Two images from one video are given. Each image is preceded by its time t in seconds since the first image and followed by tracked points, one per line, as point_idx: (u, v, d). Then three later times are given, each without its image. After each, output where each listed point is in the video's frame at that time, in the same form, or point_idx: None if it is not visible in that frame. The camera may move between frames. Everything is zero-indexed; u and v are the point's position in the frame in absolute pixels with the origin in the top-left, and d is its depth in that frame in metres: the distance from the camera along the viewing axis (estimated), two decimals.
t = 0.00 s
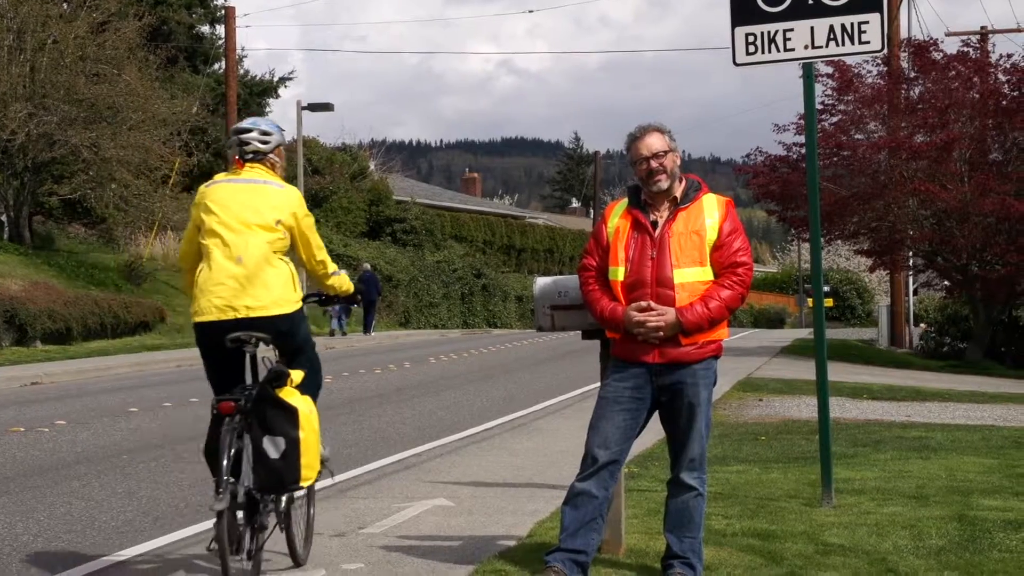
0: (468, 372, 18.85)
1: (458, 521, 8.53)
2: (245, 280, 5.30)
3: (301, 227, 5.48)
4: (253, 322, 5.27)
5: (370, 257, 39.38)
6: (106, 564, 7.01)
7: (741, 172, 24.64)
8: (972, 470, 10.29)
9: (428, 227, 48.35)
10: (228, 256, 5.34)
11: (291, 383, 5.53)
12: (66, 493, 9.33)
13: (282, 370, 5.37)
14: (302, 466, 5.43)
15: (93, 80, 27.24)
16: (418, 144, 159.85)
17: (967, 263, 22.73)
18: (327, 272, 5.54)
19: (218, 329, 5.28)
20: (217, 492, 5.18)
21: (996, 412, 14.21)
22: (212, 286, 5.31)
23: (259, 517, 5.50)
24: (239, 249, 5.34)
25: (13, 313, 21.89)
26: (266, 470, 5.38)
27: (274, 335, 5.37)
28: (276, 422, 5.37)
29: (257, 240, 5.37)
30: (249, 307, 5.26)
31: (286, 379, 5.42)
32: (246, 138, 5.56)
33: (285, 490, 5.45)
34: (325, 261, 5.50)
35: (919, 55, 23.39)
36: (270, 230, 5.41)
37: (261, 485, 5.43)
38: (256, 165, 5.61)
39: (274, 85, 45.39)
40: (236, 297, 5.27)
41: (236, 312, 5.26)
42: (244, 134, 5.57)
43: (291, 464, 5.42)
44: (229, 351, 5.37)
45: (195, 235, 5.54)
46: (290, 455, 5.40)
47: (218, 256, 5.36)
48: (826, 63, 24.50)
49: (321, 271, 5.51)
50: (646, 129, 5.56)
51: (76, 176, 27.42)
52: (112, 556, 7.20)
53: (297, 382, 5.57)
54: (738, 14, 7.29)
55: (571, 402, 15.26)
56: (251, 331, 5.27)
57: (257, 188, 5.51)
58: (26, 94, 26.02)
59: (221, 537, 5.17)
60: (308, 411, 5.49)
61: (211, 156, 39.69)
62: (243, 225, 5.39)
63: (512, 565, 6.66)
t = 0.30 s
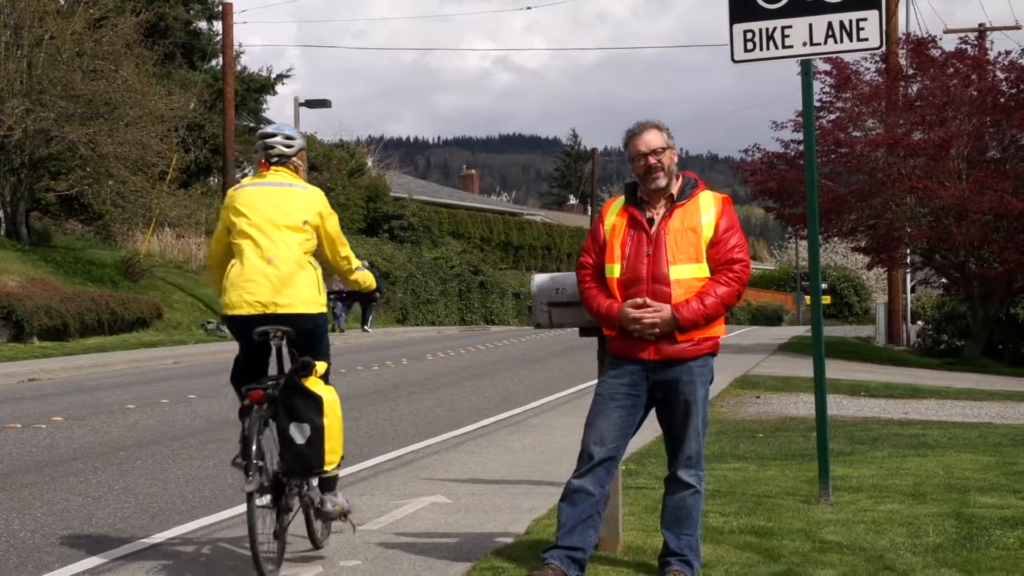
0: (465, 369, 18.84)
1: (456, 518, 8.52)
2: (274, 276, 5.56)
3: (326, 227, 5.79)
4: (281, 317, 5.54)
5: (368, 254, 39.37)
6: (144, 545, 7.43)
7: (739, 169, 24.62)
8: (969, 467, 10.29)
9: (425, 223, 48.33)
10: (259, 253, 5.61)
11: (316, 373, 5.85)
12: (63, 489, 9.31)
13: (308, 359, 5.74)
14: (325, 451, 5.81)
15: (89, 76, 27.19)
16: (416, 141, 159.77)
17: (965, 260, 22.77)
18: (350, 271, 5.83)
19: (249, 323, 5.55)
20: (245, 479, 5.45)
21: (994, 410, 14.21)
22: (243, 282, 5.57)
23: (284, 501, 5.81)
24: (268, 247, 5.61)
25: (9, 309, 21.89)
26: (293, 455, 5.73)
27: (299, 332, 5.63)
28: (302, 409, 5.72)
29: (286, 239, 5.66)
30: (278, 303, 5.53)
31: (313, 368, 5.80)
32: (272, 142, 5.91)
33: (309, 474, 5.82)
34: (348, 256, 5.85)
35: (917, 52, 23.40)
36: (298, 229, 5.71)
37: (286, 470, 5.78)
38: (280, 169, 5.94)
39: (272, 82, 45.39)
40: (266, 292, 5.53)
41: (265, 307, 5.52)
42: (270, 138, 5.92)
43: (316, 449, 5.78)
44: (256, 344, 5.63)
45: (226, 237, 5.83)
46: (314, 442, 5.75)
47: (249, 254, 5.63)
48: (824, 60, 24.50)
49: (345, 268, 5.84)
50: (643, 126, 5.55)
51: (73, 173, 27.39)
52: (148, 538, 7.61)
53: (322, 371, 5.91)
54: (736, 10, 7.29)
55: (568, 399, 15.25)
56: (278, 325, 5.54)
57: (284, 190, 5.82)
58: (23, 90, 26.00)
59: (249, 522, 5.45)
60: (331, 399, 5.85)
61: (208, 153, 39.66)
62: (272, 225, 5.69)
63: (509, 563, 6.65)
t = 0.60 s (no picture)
0: (463, 368, 18.84)
1: (454, 517, 8.53)
2: (299, 276, 6.10)
3: (348, 229, 6.28)
4: (305, 314, 6.08)
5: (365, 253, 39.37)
6: (176, 532, 7.83)
7: (737, 168, 24.62)
8: (967, 466, 10.30)
9: (423, 223, 48.34)
10: (285, 256, 6.15)
11: (336, 368, 6.41)
12: (62, 488, 9.30)
13: (328, 355, 6.30)
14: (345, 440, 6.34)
15: (87, 75, 27.17)
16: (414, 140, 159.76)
17: (962, 259, 22.79)
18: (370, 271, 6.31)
19: (276, 319, 6.08)
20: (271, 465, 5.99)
21: (991, 409, 14.23)
22: (271, 282, 6.11)
23: (308, 487, 6.36)
24: (293, 249, 6.15)
25: (7, 309, 21.89)
26: (315, 444, 6.25)
27: (322, 327, 6.17)
28: (323, 402, 6.25)
29: (310, 242, 6.18)
30: (303, 301, 6.07)
31: (332, 363, 6.34)
32: (298, 149, 6.44)
33: (331, 462, 6.35)
34: (369, 260, 6.28)
35: (915, 52, 23.41)
36: (321, 232, 6.22)
37: (309, 458, 6.28)
38: (307, 174, 6.46)
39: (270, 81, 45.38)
40: (291, 291, 6.08)
41: (290, 305, 6.06)
42: (296, 146, 6.46)
43: (336, 439, 6.31)
44: (283, 340, 6.18)
45: (255, 239, 6.36)
46: (335, 432, 6.28)
47: (276, 256, 6.16)
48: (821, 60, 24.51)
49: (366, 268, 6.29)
50: (638, 125, 5.55)
51: (72, 172, 27.41)
52: (183, 523, 8.06)
53: (342, 367, 6.44)
54: (733, 11, 7.29)
55: (566, 398, 15.26)
56: (303, 322, 6.09)
57: (310, 195, 6.32)
58: (21, 89, 26.00)
59: (274, 505, 5.97)
60: (351, 393, 6.38)
61: (206, 152, 39.65)
62: (298, 228, 6.21)
63: (507, 562, 6.66)
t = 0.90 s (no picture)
0: (461, 369, 18.85)
1: (450, 517, 8.52)
2: (325, 277, 6.41)
3: (373, 232, 6.57)
4: (331, 313, 6.41)
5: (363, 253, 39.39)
6: (206, 520, 8.23)
7: (734, 168, 24.64)
8: (965, 466, 10.30)
9: (420, 223, 48.35)
10: (311, 258, 6.46)
11: (362, 364, 6.73)
12: (60, 489, 9.30)
13: (355, 352, 6.63)
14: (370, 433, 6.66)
15: (84, 75, 27.15)
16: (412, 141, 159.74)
17: (960, 259, 22.80)
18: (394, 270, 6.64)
19: (303, 319, 6.43)
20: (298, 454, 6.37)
21: (989, 409, 14.23)
22: (298, 283, 6.43)
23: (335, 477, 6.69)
24: (320, 252, 6.45)
25: (5, 309, 21.87)
26: (341, 436, 6.58)
27: (347, 325, 6.50)
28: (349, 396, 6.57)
29: (335, 243, 6.48)
30: (329, 301, 6.39)
31: (357, 360, 6.65)
32: (325, 157, 6.67)
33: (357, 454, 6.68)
34: (394, 259, 6.61)
35: (911, 52, 23.42)
36: (346, 235, 6.52)
37: (335, 450, 6.63)
38: (334, 179, 6.72)
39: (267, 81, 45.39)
40: (318, 291, 6.39)
41: (316, 305, 6.38)
42: (325, 153, 6.68)
43: (361, 432, 6.64)
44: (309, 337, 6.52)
45: (284, 240, 6.66)
46: (360, 425, 6.61)
47: (303, 258, 6.47)
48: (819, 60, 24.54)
49: (391, 268, 6.63)
50: (634, 125, 5.55)
51: (69, 172, 27.41)
52: (210, 514, 8.43)
53: (368, 362, 6.78)
54: (730, 10, 7.28)
55: (564, 398, 15.26)
56: (329, 320, 6.42)
57: (337, 200, 6.60)
58: (18, 90, 25.98)
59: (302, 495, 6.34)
60: (376, 388, 6.69)
61: (204, 152, 39.62)
62: (324, 231, 6.50)
63: (504, 562, 6.66)
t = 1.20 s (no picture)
0: (460, 373, 18.85)
1: (449, 521, 8.51)
2: (350, 282, 6.78)
3: (395, 239, 6.97)
4: (356, 316, 6.77)
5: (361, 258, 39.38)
6: (237, 514, 8.60)
7: (732, 172, 24.65)
8: (963, 470, 10.30)
9: (419, 227, 48.35)
10: (338, 264, 6.84)
11: (383, 364, 7.09)
12: (58, 493, 9.30)
13: (376, 353, 6.98)
14: (391, 431, 7.06)
15: (83, 80, 27.16)
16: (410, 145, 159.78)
17: (958, 263, 22.80)
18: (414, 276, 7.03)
19: (329, 321, 6.78)
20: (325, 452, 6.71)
21: (987, 413, 14.23)
22: (325, 288, 6.80)
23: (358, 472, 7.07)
24: (346, 258, 6.83)
25: (3, 313, 21.86)
26: (363, 434, 6.98)
27: (370, 328, 6.87)
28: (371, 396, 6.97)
29: (361, 250, 6.87)
30: (354, 304, 6.76)
31: (378, 361, 7.02)
32: (353, 167, 7.13)
33: (378, 450, 7.09)
34: (413, 268, 7.02)
35: (910, 56, 23.44)
36: (372, 242, 6.91)
37: (358, 446, 7.00)
38: (360, 189, 7.14)
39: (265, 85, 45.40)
40: (344, 295, 6.77)
41: (342, 307, 6.75)
42: (351, 165, 7.14)
43: (382, 429, 7.03)
44: (335, 340, 6.86)
45: (312, 247, 7.04)
46: (381, 423, 7.01)
47: (331, 264, 6.85)
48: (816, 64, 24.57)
49: (411, 275, 7.03)
50: (633, 129, 5.56)
51: (67, 176, 27.41)
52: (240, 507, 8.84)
53: (389, 362, 7.13)
54: (729, 14, 7.29)
55: (562, 402, 15.25)
56: (353, 323, 6.79)
57: (362, 209, 7.01)
58: (15, 94, 26.01)
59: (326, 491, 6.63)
60: (396, 388, 7.09)
61: (202, 156, 39.61)
62: (351, 238, 6.89)
63: (502, 566, 6.65)
